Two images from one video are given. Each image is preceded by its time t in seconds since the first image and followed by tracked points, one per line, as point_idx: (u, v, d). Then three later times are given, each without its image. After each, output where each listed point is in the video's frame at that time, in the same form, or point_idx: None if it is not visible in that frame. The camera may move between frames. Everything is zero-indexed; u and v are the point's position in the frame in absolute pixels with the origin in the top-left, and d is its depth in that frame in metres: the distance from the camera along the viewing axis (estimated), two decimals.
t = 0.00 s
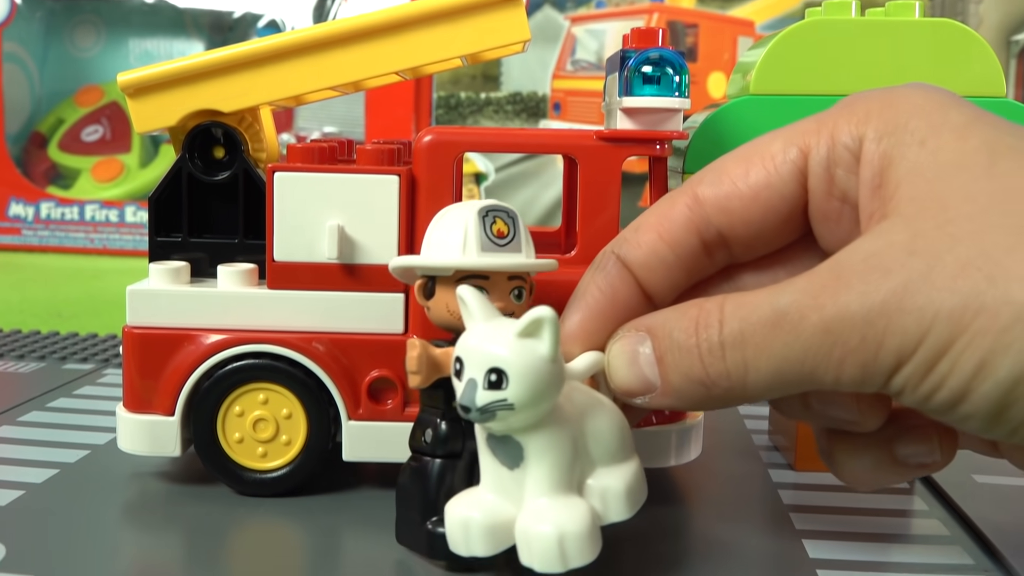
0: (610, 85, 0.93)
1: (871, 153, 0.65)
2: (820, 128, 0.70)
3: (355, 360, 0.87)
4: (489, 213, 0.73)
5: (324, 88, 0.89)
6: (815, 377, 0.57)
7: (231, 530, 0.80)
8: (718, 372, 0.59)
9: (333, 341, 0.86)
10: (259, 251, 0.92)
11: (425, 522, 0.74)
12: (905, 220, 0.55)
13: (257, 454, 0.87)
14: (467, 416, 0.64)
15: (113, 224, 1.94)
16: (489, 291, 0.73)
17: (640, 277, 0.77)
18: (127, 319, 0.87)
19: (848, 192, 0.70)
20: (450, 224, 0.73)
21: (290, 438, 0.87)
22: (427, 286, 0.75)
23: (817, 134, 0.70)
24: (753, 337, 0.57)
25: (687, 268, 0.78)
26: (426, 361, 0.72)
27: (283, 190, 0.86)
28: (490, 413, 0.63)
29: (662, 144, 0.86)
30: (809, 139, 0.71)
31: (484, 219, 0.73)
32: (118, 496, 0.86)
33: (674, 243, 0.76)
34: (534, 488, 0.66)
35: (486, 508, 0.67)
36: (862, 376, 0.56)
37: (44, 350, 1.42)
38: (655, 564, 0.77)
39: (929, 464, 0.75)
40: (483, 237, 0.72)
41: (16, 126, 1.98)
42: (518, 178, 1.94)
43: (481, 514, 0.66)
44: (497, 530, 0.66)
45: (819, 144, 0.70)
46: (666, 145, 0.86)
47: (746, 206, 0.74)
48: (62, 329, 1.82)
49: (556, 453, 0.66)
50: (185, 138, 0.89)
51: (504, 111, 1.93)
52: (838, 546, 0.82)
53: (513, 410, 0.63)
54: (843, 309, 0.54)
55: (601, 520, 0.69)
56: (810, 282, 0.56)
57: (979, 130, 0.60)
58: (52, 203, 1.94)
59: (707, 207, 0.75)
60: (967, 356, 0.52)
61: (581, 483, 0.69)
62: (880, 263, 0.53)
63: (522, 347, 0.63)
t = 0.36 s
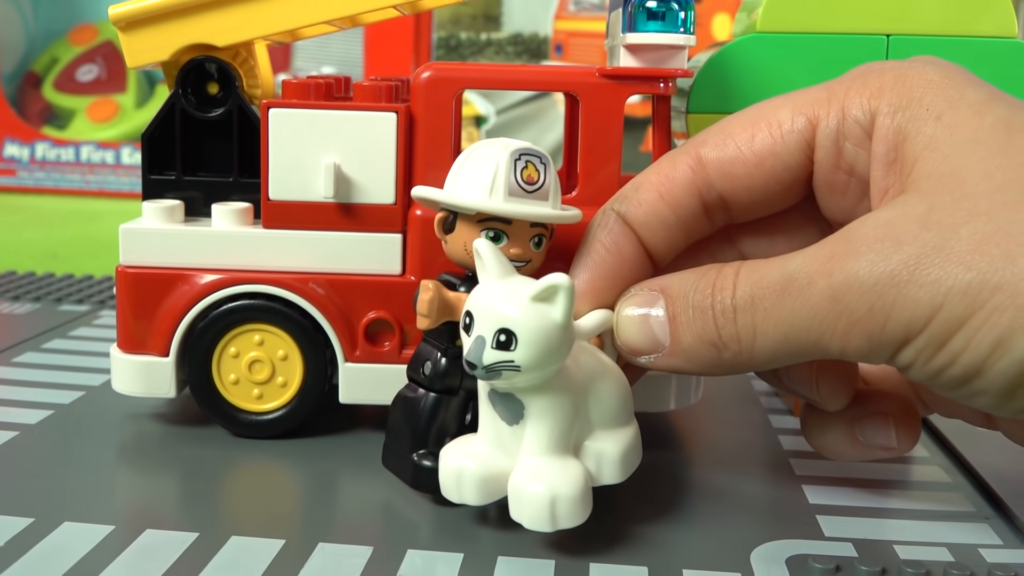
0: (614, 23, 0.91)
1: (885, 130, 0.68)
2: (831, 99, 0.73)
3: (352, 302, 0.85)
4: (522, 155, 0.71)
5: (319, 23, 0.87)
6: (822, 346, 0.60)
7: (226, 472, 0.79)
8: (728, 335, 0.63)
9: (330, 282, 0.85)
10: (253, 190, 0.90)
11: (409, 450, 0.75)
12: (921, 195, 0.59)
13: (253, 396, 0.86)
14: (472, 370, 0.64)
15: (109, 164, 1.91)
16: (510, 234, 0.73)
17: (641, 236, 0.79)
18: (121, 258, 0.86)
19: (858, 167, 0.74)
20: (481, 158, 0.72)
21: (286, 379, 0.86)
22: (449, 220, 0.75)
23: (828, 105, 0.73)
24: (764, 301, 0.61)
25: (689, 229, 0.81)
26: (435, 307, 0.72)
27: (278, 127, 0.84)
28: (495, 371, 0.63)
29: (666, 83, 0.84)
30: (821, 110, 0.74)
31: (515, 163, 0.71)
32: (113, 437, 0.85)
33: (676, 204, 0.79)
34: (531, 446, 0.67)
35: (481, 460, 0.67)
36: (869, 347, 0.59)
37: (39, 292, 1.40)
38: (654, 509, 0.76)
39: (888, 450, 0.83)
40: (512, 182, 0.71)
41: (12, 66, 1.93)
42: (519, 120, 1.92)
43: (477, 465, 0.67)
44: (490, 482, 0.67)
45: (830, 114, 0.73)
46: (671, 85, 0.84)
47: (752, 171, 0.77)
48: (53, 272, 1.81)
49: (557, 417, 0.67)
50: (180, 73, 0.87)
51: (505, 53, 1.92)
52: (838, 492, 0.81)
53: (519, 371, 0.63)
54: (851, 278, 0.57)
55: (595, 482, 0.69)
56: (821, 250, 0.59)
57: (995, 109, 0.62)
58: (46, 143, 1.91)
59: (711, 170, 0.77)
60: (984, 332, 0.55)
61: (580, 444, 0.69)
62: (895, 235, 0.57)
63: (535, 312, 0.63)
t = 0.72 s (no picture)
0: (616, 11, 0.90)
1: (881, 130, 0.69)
2: (824, 99, 0.75)
3: (352, 290, 0.85)
4: (549, 149, 0.69)
5: (320, 8, 0.86)
6: (824, 339, 0.60)
7: (226, 461, 0.79)
8: (730, 330, 0.62)
9: (330, 270, 0.84)
10: (253, 177, 0.90)
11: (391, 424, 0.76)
12: (920, 190, 0.59)
13: (253, 384, 0.86)
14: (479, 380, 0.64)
15: (109, 152, 1.90)
16: (525, 226, 0.71)
17: (637, 234, 0.77)
18: (121, 245, 0.86)
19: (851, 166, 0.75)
20: (505, 146, 0.70)
21: (287, 368, 0.86)
22: (464, 202, 0.73)
23: (822, 104, 0.74)
24: (767, 295, 0.60)
25: (683, 225, 0.80)
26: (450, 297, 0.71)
27: (278, 114, 0.83)
28: (504, 384, 0.63)
29: (668, 69, 0.83)
30: (814, 108, 0.75)
31: (543, 154, 0.69)
32: (113, 425, 0.85)
33: (672, 203, 0.78)
34: (530, 453, 0.68)
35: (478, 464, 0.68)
36: (871, 340, 0.59)
37: (39, 280, 1.40)
38: (654, 498, 0.76)
39: (848, 451, 0.82)
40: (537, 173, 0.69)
41: (11, 52, 1.92)
42: (519, 108, 1.91)
43: (478, 469, 0.68)
44: (486, 485, 0.68)
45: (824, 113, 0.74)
46: (673, 71, 0.84)
47: (746, 169, 0.77)
48: (52, 259, 1.81)
49: (559, 425, 0.67)
50: (180, 60, 0.87)
51: (506, 40, 1.92)
52: (840, 482, 0.81)
53: (527, 385, 0.63)
54: (853, 269, 0.57)
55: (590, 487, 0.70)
56: (822, 244, 0.59)
57: (987, 107, 0.63)
58: (45, 131, 1.91)
59: (705, 169, 0.77)
60: (989, 319, 0.55)
61: (579, 451, 0.70)
62: (897, 227, 0.56)
63: (548, 331, 0.62)
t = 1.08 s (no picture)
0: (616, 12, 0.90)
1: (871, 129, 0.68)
2: (813, 96, 0.73)
3: (352, 290, 0.85)
4: (548, 159, 0.68)
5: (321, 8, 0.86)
6: (821, 352, 0.60)
7: (227, 462, 0.79)
8: (728, 343, 0.62)
9: (330, 270, 0.84)
10: (254, 177, 0.90)
11: (382, 428, 0.76)
12: (910, 202, 0.59)
13: (254, 385, 0.86)
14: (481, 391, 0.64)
15: (111, 152, 1.90)
16: (521, 235, 0.71)
17: (630, 238, 0.76)
18: (121, 246, 0.86)
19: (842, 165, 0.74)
20: (502, 152, 0.69)
21: (287, 368, 0.86)
22: (461, 210, 0.72)
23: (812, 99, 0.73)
24: (764, 311, 0.60)
25: (675, 224, 0.78)
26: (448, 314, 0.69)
27: (279, 114, 0.83)
28: (508, 398, 0.63)
29: (668, 71, 0.84)
30: (803, 103, 0.74)
31: (540, 164, 0.68)
32: (114, 426, 0.85)
33: (666, 205, 0.76)
34: (528, 464, 0.68)
35: (476, 473, 0.68)
36: (867, 354, 0.59)
37: (41, 280, 1.40)
38: (655, 500, 0.76)
39: (821, 450, 0.81)
40: (535, 182, 0.68)
41: (12, 53, 1.93)
42: (521, 109, 1.91)
43: (473, 478, 0.68)
44: (483, 495, 0.68)
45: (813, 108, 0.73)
46: (673, 73, 0.84)
47: (738, 169, 0.76)
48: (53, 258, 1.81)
49: (558, 435, 0.67)
50: (180, 61, 0.87)
51: (507, 40, 1.92)
52: (841, 483, 0.81)
53: (530, 398, 0.63)
54: (850, 288, 0.57)
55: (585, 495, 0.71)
56: (817, 259, 0.59)
57: (978, 110, 0.63)
58: (47, 131, 1.91)
59: (696, 170, 0.76)
60: (983, 336, 0.56)
61: (577, 462, 0.70)
62: (892, 244, 0.56)
63: (556, 347, 0.62)
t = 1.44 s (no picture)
0: (616, 21, 0.92)
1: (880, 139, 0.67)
2: (819, 104, 0.73)
3: (355, 298, 0.85)
4: (554, 173, 0.68)
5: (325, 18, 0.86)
6: (828, 369, 0.60)
7: (229, 470, 0.79)
8: (735, 359, 0.62)
9: (333, 279, 0.85)
10: (257, 187, 0.90)
11: (383, 436, 0.76)
12: (918, 218, 0.58)
13: (257, 393, 0.86)
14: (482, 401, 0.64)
15: (114, 161, 1.90)
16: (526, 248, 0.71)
17: (637, 248, 0.76)
18: (125, 255, 0.86)
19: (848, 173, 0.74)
20: (508, 165, 0.69)
21: (290, 376, 0.86)
22: (467, 221, 0.72)
23: (817, 106, 0.73)
24: (770, 327, 0.60)
25: (682, 231, 0.78)
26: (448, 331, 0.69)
27: (281, 123, 0.84)
28: (511, 408, 0.63)
29: (671, 81, 0.84)
30: (808, 112, 0.74)
31: (546, 179, 0.68)
32: (116, 434, 0.85)
33: (673, 213, 0.77)
34: (531, 477, 0.67)
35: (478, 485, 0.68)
36: (875, 371, 0.59)
37: (43, 288, 1.40)
38: (656, 509, 0.76)
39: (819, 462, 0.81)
40: (541, 197, 0.68)
41: (16, 62, 1.91)
42: (523, 117, 1.92)
43: (475, 491, 0.67)
44: (484, 507, 0.68)
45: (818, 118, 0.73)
46: (675, 82, 0.84)
47: (741, 176, 0.76)
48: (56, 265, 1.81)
49: (561, 449, 0.67)
50: (183, 70, 0.87)
51: (510, 50, 1.95)
52: (843, 491, 0.81)
53: (533, 408, 0.63)
54: (858, 306, 0.57)
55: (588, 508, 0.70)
56: (824, 276, 0.59)
57: (987, 125, 0.63)
58: (51, 139, 1.91)
59: (703, 177, 0.77)
60: (994, 353, 0.55)
61: (580, 476, 0.69)
62: (899, 261, 0.56)
63: (559, 356, 0.62)
